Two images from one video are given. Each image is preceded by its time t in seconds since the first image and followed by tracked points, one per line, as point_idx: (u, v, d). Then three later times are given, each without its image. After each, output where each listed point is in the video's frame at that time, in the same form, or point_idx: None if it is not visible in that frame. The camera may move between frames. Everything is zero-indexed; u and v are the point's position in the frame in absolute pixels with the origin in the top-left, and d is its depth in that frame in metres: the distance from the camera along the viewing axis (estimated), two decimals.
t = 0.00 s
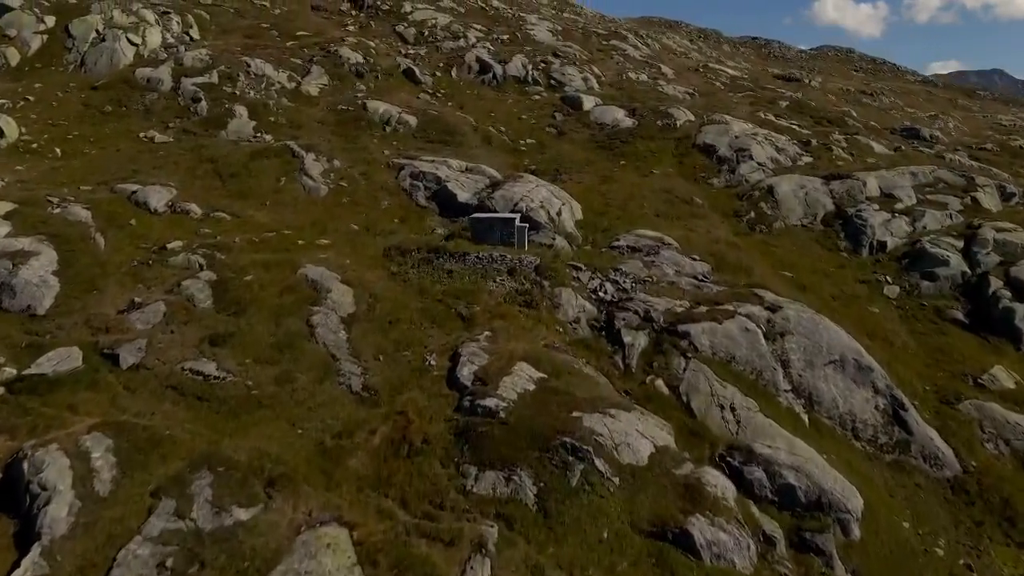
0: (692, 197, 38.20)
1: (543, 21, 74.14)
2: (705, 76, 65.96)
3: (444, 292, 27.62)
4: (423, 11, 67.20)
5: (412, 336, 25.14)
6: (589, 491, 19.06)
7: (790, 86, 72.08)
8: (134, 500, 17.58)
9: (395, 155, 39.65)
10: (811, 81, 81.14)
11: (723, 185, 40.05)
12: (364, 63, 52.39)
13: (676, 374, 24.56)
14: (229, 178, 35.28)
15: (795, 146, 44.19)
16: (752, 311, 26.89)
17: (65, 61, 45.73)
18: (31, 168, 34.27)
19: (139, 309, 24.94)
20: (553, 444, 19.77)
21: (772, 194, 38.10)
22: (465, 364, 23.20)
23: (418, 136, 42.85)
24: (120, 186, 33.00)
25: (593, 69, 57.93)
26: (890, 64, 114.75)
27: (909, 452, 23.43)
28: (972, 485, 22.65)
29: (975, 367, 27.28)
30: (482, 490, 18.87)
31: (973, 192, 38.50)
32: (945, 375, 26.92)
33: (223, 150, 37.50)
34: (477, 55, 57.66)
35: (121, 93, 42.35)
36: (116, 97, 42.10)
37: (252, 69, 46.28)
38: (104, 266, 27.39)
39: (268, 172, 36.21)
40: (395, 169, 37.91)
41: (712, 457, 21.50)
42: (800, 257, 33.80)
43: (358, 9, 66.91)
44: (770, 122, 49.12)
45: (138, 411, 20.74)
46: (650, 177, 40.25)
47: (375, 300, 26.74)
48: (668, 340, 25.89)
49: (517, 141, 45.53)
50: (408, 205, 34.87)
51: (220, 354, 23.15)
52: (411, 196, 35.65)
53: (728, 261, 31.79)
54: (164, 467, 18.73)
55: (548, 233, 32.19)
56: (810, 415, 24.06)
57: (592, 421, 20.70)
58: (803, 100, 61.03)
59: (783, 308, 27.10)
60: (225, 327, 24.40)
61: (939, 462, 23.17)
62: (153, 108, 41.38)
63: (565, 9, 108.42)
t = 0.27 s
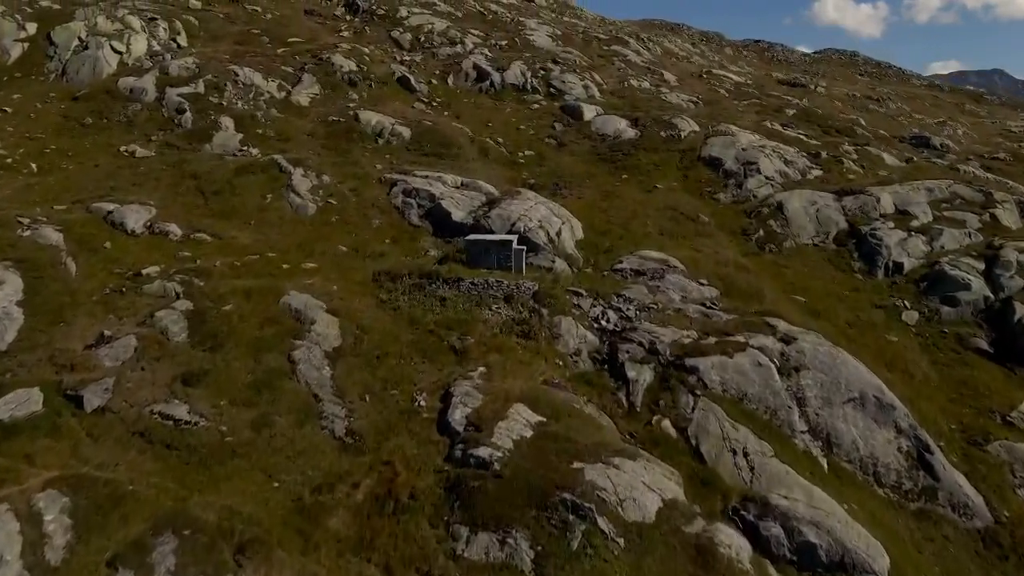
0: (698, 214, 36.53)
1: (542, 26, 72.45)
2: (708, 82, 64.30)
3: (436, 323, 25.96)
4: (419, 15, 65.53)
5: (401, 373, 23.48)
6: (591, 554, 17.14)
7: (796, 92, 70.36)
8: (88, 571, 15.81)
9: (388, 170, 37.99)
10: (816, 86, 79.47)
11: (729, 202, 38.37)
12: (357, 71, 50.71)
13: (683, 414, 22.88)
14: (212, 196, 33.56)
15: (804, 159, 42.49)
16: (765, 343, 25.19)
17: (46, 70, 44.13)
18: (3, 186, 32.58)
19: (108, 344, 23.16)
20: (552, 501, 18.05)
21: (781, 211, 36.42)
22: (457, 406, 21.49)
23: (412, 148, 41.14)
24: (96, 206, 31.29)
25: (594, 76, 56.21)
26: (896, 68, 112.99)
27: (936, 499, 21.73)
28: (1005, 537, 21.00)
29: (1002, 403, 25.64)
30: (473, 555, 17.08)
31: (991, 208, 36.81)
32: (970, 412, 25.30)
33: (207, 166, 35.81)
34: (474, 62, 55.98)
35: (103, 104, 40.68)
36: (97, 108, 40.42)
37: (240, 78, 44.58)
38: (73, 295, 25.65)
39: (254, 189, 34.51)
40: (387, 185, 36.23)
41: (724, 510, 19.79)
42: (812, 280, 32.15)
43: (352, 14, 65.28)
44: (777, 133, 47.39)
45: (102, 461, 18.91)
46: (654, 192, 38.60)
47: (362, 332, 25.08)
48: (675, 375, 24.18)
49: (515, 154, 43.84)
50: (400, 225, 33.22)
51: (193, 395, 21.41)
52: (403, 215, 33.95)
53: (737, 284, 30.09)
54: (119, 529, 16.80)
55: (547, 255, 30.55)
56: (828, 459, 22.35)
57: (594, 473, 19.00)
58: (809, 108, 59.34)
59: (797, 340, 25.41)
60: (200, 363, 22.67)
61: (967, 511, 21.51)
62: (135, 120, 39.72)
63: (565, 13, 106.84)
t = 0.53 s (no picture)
0: (704, 233, 34.83)
1: (542, 30, 70.76)
2: (712, 89, 62.60)
3: (427, 357, 24.24)
4: (415, 20, 63.86)
5: (388, 415, 21.77)
6: None
7: (803, 99, 68.62)
8: None
9: (380, 185, 36.28)
10: (822, 91, 77.77)
11: (737, 219, 36.68)
12: (350, 79, 49.02)
13: (693, 460, 21.15)
14: (193, 215, 31.88)
15: (814, 173, 40.79)
16: (780, 380, 23.46)
17: (25, 80, 42.58)
18: None
19: (72, 384, 21.47)
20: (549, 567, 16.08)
21: (792, 229, 34.69)
22: (448, 455, 19.73)
23: (405, 161, 39.41)
24: (68, 227, 29.58)
25: (595, 83, 54.50)
26: (903, 72, 111.16)
27: (967, 556, 20.14)
28: None
29: None
30: None
31: (1013, 226, 35.03)
32: (999, 455, 23.62)
33: (189, 182, 34.13)
34: (471, 69, 54.30)
35: (83, 116, 38.99)
36: (76, 120, 38.73)
37: (227, 87, 42.91)
38: (38, 328, 23.95)
39: (237, 207, 32.81)
40: (378, 202, 34.52)
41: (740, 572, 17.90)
42: (826, 304, 30.43)
43: (346, 19, 63.62)
44: (785, 143, 45.64)
45: (55, 521, 17.10)
46: (658, 209, 36.91)
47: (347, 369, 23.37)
48: (683, 416, 22.43)
49: (513, 166, 42.14)
50: (390, 246, 31.54)
51: (160, 443, 19.68)
52: (395, 235, 32.28)
53: (747, 311, 28.36)
54: None
55: (546, 280, 28.95)
56: (850, 510, 20.65)
57: (597, 534, 17.08)
58: (817, 116, 57.57)
59: (813, 377, 23.70)
60: (170, 406, 20.94)
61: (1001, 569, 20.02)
62: (115, 133, 38.03)
63: (565, 16, 105.20)
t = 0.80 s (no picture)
0: (712, 254, 33.08)
1: (541, 35, 69.02)
2: (716, 96, 60.92)
3: (416, 397, 22.49)
4: (411, 25, 62.11)
5: (373, 465, 20.00)
6: None
7: (808, 106, 66.88)
8: None
9: (371, 203, 34.54)
10: (827, 97, 76.11)
11: (745, 238, 34.95)
12: (342, 88, 47.26)
13: (704, 515, 19.40)
14: (171, 237, 30.14)
15: (824, 188, 39.08)
16: (797, 423, 21.72)
17: (3, 90, 40.84)
18: None
19: (27, 433, 19.65)
20: None
21: (804, 249, 32.94)
22: (437, 515, 17.94)
23: (397, 175, 37.67)
24: (36, 251, 27.78)
25: (596, 91, 52.75)
26: (908, 75, 109.52)
27: None
28: None
29: None
30: None
31: None
32: None
33: (168, 201, 32.38)
34: (468, 77, 52.55)
35: (60, 129, 37.21)
36: (53, 133, 36.95)
37: (212, 98, 41.15)
38: None
39: (219, 227, 31.05)
40: (369, 222, 32.78)
41: None
42: (842, 333, 28.69)
43: (340, 24, 61.95)
44: (793, 156, 43.92)
45: None
46: (662, 227, 35.21)
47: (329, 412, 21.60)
48: (693, 464, 20.66)
49: (510, 180, 40.41)
50: (380, 271, 29.83)
51: (120, 502, 17.87)
52: (385, 258, 30.56)
53: (760, 342, 26.61)
54: None
55: (545, 307, 27.32)
56: (877, 571, 18.89)
57: None
58: (825, 125, 55.82)
59: (833, 419, 21.96)
60: (134, 458, 19.16)
61: None
62: (93, 148, 36.23)
63: (565, 19, 103.45)
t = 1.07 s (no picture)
0: (720, 277, 31.34)
1: (541, 41, 67.27)
2: (721, 104, 59.21)
3: (404, 444, 20.75)
4: (406, 31, 60.37)
5: (355, 524, 18.21)
6: None
7: (815, 113, 65.14)
8: None
9: (360, 223, 32.81)
10: (834, 104, 74.39)
11: (755, 259, 33.22)
12: (334, 98, 45.53)
13: None
14: (147, 261, 28.39)
15: (837, 204, 37.34)
16: (817, 475, 20.00)
17: None
18: None
19: None
20: None
21: (817, 272, 31.20)
22: None
23: (389, 192, 35.93)
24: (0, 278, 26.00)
25: (598, 100, 51.01)
26: (913, 80, 107.79)
27: None
28: None
29: None
30: None
31: None
32: None
33: (146, 222, 30.63)
34: (464, 85, 50.83)
35: (35, 143, 35.46)
36: (28, 147, 35.19)
37: (197, 109, 39.40)
38: None
39: (198, 251, 29.30)
40: (358, 243, 31.06)
41: None
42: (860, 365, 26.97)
43: (334, 30, 60.19)
44: (803, 169, 42.19)
45: None
46: (667, 248, 33.50)
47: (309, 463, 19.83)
48: (706, 521, 18.94)
49: (508, 196, 38.69)
50: (369, 299, 28.12)
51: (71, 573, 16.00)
52: (374, 283, 28.83)
53: (774, 378, 24.85)
54: None
55: (544, 339, 25.63)
56: None
57: None
58: (834, 135, 54.06)
59: (856, 470, 20.25)
60: (90, 520, 17.35)
61: None
62: (69, 163, 34.48)
63: (565, 23, 101.70)
